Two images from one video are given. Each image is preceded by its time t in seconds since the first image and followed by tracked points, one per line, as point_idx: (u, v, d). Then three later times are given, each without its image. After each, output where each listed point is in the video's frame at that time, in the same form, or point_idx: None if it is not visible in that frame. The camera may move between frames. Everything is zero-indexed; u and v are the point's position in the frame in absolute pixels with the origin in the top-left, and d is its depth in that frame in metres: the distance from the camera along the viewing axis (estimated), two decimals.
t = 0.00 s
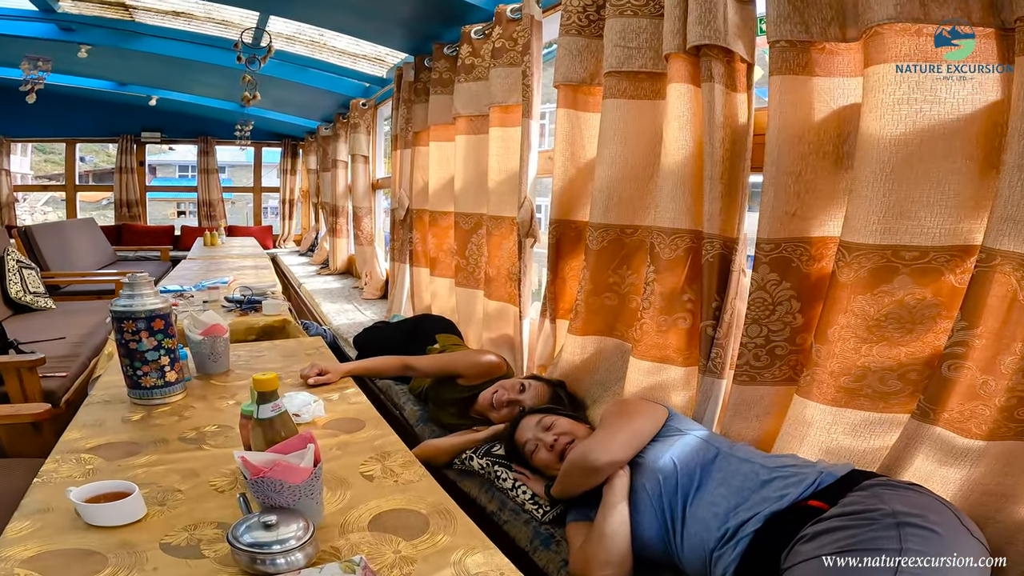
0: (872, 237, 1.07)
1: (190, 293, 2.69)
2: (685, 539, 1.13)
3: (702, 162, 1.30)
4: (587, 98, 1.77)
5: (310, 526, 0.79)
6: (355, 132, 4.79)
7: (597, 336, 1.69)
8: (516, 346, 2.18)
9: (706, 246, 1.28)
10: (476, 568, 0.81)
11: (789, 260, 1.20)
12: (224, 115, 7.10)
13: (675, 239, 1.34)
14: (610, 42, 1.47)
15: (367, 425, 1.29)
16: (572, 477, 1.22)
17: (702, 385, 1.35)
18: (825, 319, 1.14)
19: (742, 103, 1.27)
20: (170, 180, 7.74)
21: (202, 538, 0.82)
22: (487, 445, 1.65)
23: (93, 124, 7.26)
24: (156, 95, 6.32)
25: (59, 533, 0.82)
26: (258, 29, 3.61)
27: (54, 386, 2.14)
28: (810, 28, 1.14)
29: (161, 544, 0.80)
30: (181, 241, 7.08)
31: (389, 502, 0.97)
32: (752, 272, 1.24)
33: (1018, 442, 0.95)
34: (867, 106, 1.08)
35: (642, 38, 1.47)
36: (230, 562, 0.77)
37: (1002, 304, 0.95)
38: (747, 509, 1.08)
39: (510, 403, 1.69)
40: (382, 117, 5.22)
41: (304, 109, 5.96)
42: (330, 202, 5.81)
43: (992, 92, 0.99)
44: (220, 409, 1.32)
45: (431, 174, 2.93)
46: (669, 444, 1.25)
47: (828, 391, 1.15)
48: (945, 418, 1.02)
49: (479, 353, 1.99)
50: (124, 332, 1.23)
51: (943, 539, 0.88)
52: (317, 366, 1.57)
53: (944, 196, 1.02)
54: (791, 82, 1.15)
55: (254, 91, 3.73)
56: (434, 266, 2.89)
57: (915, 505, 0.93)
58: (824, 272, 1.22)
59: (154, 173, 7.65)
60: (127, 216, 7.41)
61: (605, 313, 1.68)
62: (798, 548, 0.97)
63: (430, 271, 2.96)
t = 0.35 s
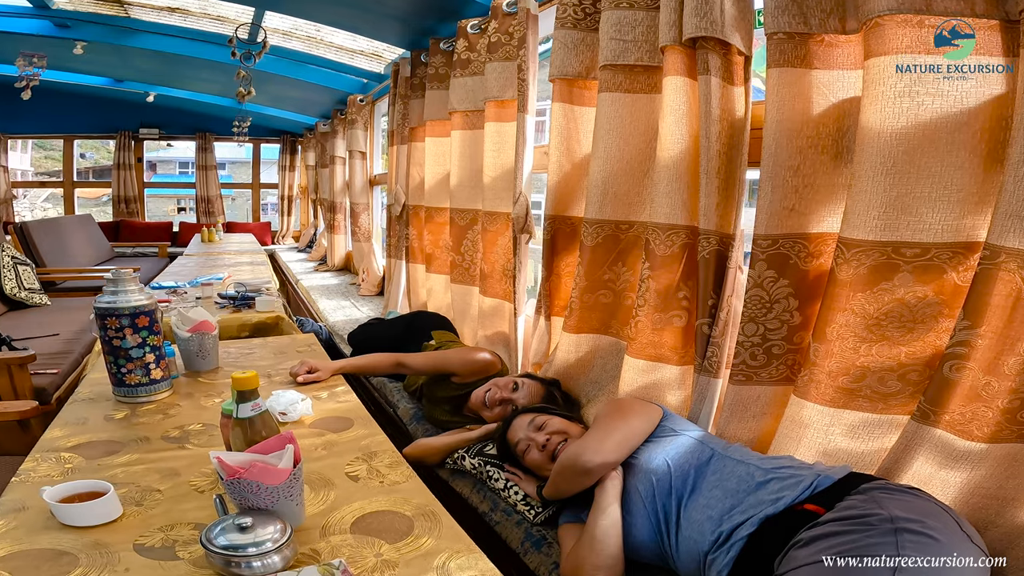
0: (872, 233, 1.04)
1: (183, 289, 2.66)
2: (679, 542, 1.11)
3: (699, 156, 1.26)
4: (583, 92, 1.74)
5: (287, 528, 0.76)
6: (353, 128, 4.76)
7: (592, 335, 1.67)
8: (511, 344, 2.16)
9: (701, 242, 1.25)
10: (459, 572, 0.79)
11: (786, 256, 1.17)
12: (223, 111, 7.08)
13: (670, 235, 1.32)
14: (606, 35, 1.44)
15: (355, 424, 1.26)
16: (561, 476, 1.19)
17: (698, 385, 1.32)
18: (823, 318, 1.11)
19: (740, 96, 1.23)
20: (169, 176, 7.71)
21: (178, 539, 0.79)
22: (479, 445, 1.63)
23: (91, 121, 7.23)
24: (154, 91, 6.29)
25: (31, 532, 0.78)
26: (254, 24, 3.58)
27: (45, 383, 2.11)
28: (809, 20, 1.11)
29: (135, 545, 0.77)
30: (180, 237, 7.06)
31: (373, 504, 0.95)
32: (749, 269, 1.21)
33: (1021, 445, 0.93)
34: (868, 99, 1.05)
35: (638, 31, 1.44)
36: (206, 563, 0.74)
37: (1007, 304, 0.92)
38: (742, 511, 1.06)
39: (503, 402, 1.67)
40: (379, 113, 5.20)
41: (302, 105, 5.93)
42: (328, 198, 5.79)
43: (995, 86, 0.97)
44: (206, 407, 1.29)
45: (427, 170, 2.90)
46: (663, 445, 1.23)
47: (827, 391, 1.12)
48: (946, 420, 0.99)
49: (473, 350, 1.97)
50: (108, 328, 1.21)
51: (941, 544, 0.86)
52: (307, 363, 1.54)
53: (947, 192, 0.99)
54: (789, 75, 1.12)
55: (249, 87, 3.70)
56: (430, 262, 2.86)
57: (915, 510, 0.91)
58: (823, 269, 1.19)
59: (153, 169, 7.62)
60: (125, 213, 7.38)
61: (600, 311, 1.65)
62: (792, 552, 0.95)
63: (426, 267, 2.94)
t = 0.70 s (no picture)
0: (882, 234, 1.02)
1: (185, 287, 2.65)
2: (685, 546, 1.10)
3: (705, 155, 1.24)
4: (586, 90, 1.71)
5: (285, 532, 0.74)
6: (356, 126, 4.76)
7: (595, 335, 1.65)
8: (513, 343, 2.15)
9: (707, 242, 1.23)
10: None
11: (792, 257, 1.15)
12: (225, 109, 7.07)
13: (675, 235, 1.30)
14: (609, 32, 1.42)
15: (356, 424, 1.25)
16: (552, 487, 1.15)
17: (706, 387, 1.31)
18: (830, 319, 1.10)
19: (748, 94, 1.21)
20: (172, 173, 7.71)
21: (175, 541, 0.77)
22: (481, 446, 1.63)
23: (94, 118, 7.24)
24: (157, 89, 6.29)
25: (26, 534, 0.77)
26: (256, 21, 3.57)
27: (46, 381, 2.10)
28: (818, 18, 1.09)
29: (131, 547, 0.75)
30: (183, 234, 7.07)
31: (373, 506, 0.94)
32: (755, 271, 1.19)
33: None
34: (878, 97, 1.03)
35: (642, 28, 1.42)
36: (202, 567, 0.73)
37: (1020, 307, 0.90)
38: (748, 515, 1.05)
39: (503, 402, 1.66)
40: (382, 111, 5.18)
41: (304, 103, 5.92)
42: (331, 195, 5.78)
43: (1007, 85, 0.95)
44: (205, 407, 1.28)
45: (430, 167, 2.89)
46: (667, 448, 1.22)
47: (834, 394, 1.11)
48: (954, 424, 0.98)
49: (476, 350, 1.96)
50: (106, 327, 1.20)
51: (949, 549, 0.84)
52: (307, 362, 1.53)
53: (957, 193, 0.97)
54: (798, 73, 1.10)
55: (251, 84, 3.68)
56: (432, 261, 2.85)
57: (924, 514, 0.89)
58: (828, 269, 1.17)
59: (156, 166, 7.62)
60: (129, 210, 7.40)
61: (603, 311, 1.63)
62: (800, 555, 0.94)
63: (428, 265, 2.93)
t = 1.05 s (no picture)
0: (909, 241, 1.02)
1: (199, 287, 2.66)
2: (705, 550, 1.10)
3: (728, 160, 1.24)
4: (603, 93, 1.71)
5: (318, 538, 0.76)
6: (365, 125, 4.77)
7: (611, 338, 1.66)
8: (527, 345, 2.15)
9: (729, 248, 1.25)
10: None
11: (816, 263, 1.15)
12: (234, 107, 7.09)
13: (695, 240, 1.30)
14: (628, 35, 1.42)
15: (376, 427, 1.26)
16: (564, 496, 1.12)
17: (727, 392, 1.31)
18: (853, 326, 1.10)
19: (771, 99, 1.21)
20: (181, 172, 7.75)
21: (208, 547, 0.78)
22: (496, 448, 1.62)
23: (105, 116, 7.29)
24: (167, 87, 6.32)
25: (60, 539, 0.78)
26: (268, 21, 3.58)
27: (62, 381, 2.11)
28: (845, 23, 1.09)
29: (166, 553, 0.76)
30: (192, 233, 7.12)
31: (398, 511, 0.94)
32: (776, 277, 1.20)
33: None
34: (907, 105, 1.03)
35: (662, 31, 1.42)
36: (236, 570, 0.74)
37: None
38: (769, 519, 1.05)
39: (518, 404, 1.66)
40: (391, 110, 5.18)
41: (313, 102, 5.93)
42: (340, 194, 5.80)
43: None
44: (226, 410, 1.29)
45: (442, 168, 2.90)
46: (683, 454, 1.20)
47: (854, 400, 1.11)
48: (975, 431, 0.97)
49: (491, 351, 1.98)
50: (130, 328, 1.21)
51: (969, 553, 0.85)
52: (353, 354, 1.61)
53: (987, 201, 0.97)
54: (826, 78, 1.10)
55: (263, 84, 3.70)
56: (444, 261, 2.86)
57: (947, 518, 0.90)
58: (851, 276, 1.17)
59: (166, 164, 7.66)
60: (139, 208, 7.45)
61: (619, 314, 1.64)
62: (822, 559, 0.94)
63: (440, 266, 2.94)
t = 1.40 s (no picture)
0: (960, 253, 1.01)
1: (229, 288, 2.70)
2: (746, 552, 1.11)
3: (769, 169, 1.25)
4: (637, 99, 1.72)
5: (378, 545, 0.77)
6: (388, 126, 4.80)
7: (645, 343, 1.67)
8: (556, 349, 2.17)
9: (770, 257, 1.25)
10: None
11: (861, 273, 1.16)
12: (257, 107, 7.18)
13: (735, 249, 1.30)
14: (666, 43, 1.42)
15: (417, 432, 1.28)
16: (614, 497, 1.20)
17: (764, 398, 1.32)
18: (900, 335, 1.10)
19: (815, 109, 1.21)
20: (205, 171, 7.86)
21: (270, 553, 0.81)
22: (530, 451, 1.64)
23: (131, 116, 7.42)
24: (192, 88, 6.42)
25: (129, 546, 0.80)
26: (295, 22, 3.63)
27: (100, 381, 2.12)
28: (894, 36, 1.11)
29: (231, 560, 0.79)
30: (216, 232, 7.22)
31: (448, 515, 0.97)
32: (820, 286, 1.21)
33: None
34: (957, 117, 1.03)
35: (700, 39, 1.42)
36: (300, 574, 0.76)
37: None
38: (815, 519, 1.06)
39: (554, 408, 1.72)
40: (413, 111, 5.22)
41: (335, 102, 5.99)
42: (361, 194, 5.86)
43: None
44: (270, 414, 1.31)
45: (468, 171, 2.92)
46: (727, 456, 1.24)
47: (900, 407, 1.11)
48: None
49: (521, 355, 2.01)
50: (179, 332, 1.23)
51: None
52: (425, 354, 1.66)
53: None
54: (873, 91, 1.11)
55: (291, 85, 3.74)
56: (469, 264, 2.88)
57: (998, 522, 0.92)
58: (898, 286, 1.17)
59: (190, 163, 7.78)
60: (164, 207, 7.57)
61: (653, 320, 1.65)
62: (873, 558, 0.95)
63: (465, 269, 2.96)
